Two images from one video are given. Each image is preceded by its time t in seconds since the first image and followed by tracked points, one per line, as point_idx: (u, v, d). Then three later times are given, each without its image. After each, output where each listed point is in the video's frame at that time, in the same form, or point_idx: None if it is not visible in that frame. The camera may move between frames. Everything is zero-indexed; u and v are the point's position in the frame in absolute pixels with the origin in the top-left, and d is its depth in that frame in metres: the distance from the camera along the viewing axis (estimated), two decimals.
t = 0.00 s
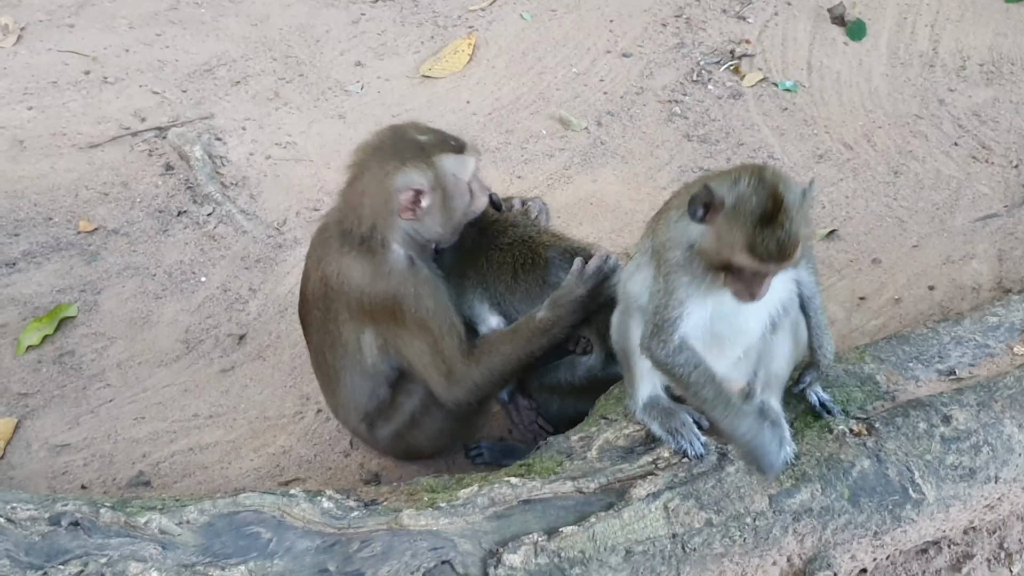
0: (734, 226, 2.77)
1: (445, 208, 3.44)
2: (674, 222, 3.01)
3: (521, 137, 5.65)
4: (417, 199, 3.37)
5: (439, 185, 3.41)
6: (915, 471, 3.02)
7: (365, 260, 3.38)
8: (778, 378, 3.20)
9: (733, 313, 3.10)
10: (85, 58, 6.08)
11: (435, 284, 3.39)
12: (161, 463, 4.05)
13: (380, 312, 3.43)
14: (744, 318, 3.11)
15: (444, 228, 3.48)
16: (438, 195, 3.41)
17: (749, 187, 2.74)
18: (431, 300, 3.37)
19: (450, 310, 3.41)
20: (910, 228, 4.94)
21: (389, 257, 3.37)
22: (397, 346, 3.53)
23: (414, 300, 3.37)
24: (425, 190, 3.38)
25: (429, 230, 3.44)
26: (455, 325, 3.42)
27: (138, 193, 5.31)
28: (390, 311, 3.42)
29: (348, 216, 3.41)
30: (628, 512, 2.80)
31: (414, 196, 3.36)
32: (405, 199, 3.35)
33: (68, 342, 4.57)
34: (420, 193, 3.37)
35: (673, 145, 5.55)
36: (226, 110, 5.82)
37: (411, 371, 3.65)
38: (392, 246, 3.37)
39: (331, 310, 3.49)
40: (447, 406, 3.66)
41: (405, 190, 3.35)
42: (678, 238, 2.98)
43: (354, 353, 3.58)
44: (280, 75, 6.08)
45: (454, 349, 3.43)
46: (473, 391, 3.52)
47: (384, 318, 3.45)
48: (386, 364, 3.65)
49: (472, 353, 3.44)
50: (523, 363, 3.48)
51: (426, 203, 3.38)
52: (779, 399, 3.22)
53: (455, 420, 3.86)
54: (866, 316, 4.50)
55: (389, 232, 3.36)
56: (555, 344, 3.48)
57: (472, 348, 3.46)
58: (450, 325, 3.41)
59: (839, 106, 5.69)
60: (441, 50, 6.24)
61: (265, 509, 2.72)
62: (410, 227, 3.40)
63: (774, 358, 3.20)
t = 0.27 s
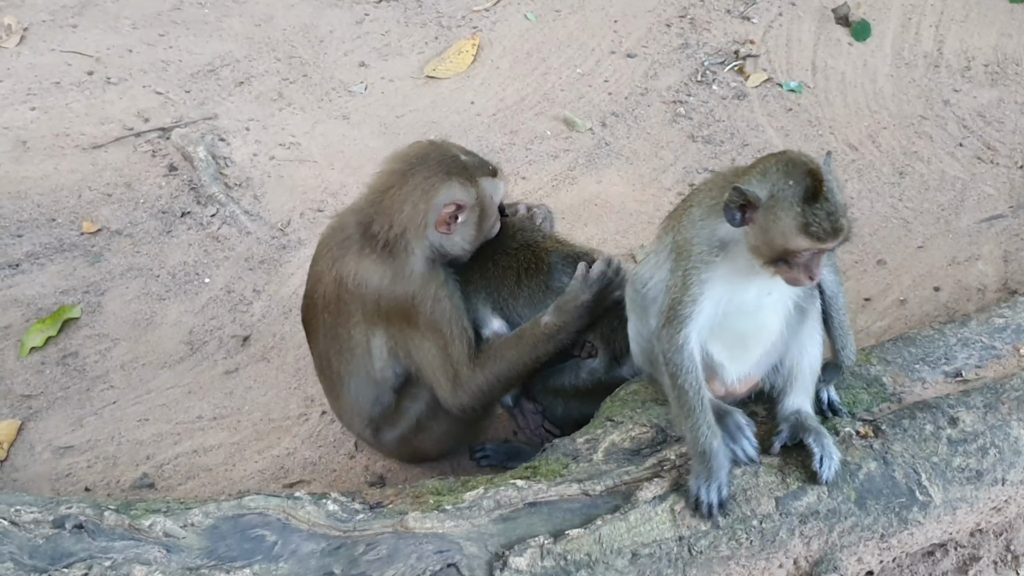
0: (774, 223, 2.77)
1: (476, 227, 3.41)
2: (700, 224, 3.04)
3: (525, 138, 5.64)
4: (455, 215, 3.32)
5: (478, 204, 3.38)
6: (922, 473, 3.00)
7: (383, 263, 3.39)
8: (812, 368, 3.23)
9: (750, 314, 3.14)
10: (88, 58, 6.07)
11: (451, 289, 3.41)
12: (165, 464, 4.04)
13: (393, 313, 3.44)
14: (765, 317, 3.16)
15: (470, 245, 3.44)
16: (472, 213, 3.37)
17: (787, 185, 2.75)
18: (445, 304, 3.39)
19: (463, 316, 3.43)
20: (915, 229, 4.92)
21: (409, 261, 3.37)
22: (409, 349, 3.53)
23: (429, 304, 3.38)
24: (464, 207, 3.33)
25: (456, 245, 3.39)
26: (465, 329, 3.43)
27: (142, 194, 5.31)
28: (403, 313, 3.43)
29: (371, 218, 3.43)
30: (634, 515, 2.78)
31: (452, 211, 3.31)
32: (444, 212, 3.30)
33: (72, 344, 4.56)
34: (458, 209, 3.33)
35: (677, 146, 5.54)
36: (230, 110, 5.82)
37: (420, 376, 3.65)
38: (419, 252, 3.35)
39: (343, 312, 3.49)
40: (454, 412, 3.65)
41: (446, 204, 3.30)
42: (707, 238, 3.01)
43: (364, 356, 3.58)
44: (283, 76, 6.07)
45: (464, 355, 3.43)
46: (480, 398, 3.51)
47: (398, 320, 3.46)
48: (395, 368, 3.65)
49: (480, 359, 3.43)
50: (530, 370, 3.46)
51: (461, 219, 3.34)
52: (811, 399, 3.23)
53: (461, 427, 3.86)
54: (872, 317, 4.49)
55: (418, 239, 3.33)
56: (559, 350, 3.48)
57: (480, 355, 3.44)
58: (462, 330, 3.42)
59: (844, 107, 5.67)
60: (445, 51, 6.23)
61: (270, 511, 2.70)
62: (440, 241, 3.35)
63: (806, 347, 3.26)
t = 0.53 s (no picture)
0: (824, 205, 2.82)
1: (461, 212, 3.44)
2: (736, 221, 2.96)
3: (527, 139, 5.63)
4: (438, 200, 3.34)
5: (460, 189, 3.41)
6: (925, 475, 2.99)
7: (376, 262, 3.38)
8: (812, 377, 3.20)
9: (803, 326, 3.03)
10: (89, 59, 6.08)
11: (447, 288, 3.40)
12: (166, 467, 4.04)
13: (389, 314, 3.42)
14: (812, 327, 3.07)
15: (456, 232, 3.47)
16: (456, 198, 3.40)
17: (833, 166, 2.80)
18: (440, 303, 3.37)
19: (458, 315, 3.42)
20: (918, 229, 4.91)
21: (401, 257, 3.36)
22: (405, 350, 3.52)
23: (424, 303, 3.37)
24: (446, 192, 3.36)
25: (445, 235, 3.43)
26: (460, 327, 3.42)
27: (143, 196, 5.31)
28: (399, 313, 3.41)
29: (363, 217, 3.41)
30: (636, 517, 2.77)
31: (434, 196, 3.33)
32: (426, 198, 3.33)
33: (73, 346, 4.56)
34: (441, 194, 3.35)
35: (679, 146, 5.53)
36: (231, 112, 5.82)
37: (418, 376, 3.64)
38: (410, 247, 3.36)
39: (340, 313, 3.48)
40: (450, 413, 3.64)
41: (427, 190, 3.32)
42: (755, 234, 2.92)
43: (362, 357, 3.57)
44: (284, 77, 6.07)
45: (460, 355, 3.42)
46: (477, 398, 3.50)
47: (394, 320, 3.44)
48: (393, 369, 3.64)
49: (476, 359, 3.43)
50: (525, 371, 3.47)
51: (445, 205, 3.36)
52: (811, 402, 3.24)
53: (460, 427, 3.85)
54: (875, 318, 4.47)
55: (406, 233, 3.34)
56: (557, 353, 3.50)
57: (476, 355, 3.45)
58: (457, 330, 3.41)
59: (846, 106, 5.66)
60: (446, 51, 6.22)
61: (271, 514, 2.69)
62: (426, 228, 3.38)
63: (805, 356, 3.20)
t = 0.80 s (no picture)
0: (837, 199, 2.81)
1: (481, 216, 3.41)
2: (737, 243, 2.92)
3: (528, 137, 5.63)
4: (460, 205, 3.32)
5: (483, 194, 3.38)
6: (927, 475, 2.98)
7: (387, 263, 3.37)
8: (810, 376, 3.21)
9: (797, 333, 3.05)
10: (90, 57, 6.07)
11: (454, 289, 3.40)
12: (167, 465, 4.03)
13: (396, 317, 3.42)
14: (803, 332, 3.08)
15: (474, 235, 3.45)
16: (477, 202, 3.37)
17: (830, 161, 2.79)
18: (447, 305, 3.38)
19: (463, 316, 3.42)
20: (919, 227, 4.90)
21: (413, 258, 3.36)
22: (411, 351, 3.51)
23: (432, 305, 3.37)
24: (468, 198, 3.33)
25: (463, 237, 3.42)
26: (463, 327, 3.41)
27: (143, 194, 5.30)
28: (406, 315, 3.40)
29: (376, 218, 3.40)
30: (637, 517, 2.76)
31: (457, 201, 3.31)
32: (450, 203, 3.30)
33: (74, 344, 4.55)
34: (463, 199, 3.33)
35: (681, 144, 5.52)
36: (231, 110, 5.81)
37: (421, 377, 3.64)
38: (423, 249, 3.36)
39: (347, 314, 3.45)
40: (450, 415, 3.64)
41: (451, 195, 3.30)
42: (762, 253, 2.90)
43: (366, 358, 3.56)
44: (285, 75, 6.06)
45: (462, 356, 3.42)
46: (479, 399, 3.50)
47: (401, 322, 3.43)
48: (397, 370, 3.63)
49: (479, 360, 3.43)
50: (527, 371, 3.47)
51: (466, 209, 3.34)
52: (812, 401, 3.24)
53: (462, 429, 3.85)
54: (876, 317, 4.47)
55: (422, 236, 3.34)
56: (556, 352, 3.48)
57: (478, 355, 3.44)
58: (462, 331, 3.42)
59: (848, 105, 5.64)
60: (447, 50, 6.21)
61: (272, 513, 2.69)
62: (446, 233, 3.37)
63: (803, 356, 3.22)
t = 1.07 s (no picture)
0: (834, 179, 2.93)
1: (487, 227, 3.46)
2: (735, 237, 2.92)
3: (531, 138, 5.62)
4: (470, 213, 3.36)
5: (490, 203, 3.45)
6: (931, 479, 2.97)
7: (398, 266, 3.34)
8: (812, 377, 3.21)
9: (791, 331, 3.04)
10: (92, 58, 6.07)
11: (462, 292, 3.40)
12: (169, 468, 4.03)
13: (403, 321, 3.38)
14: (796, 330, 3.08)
15: (478, 246, 3.48)
16: (484, 212, 3.43)
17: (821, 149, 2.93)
18: (456, 308, 3.37)
19: (468, 319, 3.42)
20: (922, 230, 4.89)
21: (424, 262, 3.35)
22: (416, 358, 3.47)
23: (441, 309, 3.35)
24: (478, 207, 3.38)
25: (469, 246, 3.44)
26: (467, 329, 3.41)
27: (146, 196, 5.30)
28: (415, 320, 3.37)
29: (386, 222, 3.39)
30: (641, 521, 2.75)
31: (468, 209, 3.35)
32: (461, 211, 3.34)
33: (76, 346, 4.55)
34: (474, 207, 3.37)
35: (683, 146, 5.51)
36: (234, 111, 5.81)
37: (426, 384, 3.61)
38: (433, 253, 3.35)
39: (354, 320, 3.40)
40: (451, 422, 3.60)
41: (463, 202, 3.34)
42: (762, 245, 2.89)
43: (371, 365, 3.51)
44: (288, 76, 6.06)
45: (467, 359, 3.42)
46: (484, 402, 3.48)
47: (408, 327, 3.40)
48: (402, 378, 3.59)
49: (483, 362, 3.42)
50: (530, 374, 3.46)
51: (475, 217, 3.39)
52: (815, 404, 3.23)
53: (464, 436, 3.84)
54: (879, 320, 4.46)
55: (432, 241, 3.33)
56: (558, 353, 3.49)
57: (481, 358, 3.43)
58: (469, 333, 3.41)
59: (851, 106, 5.63)
60: (449, 51, 6.21)
61: (274, 516, 2.69)
62: (455, 241, 3.39)
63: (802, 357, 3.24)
